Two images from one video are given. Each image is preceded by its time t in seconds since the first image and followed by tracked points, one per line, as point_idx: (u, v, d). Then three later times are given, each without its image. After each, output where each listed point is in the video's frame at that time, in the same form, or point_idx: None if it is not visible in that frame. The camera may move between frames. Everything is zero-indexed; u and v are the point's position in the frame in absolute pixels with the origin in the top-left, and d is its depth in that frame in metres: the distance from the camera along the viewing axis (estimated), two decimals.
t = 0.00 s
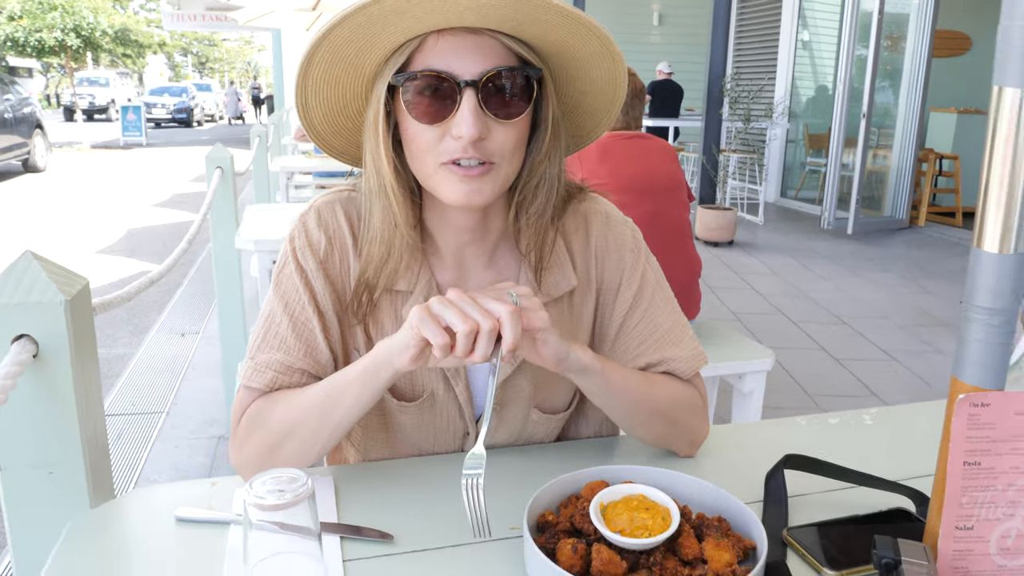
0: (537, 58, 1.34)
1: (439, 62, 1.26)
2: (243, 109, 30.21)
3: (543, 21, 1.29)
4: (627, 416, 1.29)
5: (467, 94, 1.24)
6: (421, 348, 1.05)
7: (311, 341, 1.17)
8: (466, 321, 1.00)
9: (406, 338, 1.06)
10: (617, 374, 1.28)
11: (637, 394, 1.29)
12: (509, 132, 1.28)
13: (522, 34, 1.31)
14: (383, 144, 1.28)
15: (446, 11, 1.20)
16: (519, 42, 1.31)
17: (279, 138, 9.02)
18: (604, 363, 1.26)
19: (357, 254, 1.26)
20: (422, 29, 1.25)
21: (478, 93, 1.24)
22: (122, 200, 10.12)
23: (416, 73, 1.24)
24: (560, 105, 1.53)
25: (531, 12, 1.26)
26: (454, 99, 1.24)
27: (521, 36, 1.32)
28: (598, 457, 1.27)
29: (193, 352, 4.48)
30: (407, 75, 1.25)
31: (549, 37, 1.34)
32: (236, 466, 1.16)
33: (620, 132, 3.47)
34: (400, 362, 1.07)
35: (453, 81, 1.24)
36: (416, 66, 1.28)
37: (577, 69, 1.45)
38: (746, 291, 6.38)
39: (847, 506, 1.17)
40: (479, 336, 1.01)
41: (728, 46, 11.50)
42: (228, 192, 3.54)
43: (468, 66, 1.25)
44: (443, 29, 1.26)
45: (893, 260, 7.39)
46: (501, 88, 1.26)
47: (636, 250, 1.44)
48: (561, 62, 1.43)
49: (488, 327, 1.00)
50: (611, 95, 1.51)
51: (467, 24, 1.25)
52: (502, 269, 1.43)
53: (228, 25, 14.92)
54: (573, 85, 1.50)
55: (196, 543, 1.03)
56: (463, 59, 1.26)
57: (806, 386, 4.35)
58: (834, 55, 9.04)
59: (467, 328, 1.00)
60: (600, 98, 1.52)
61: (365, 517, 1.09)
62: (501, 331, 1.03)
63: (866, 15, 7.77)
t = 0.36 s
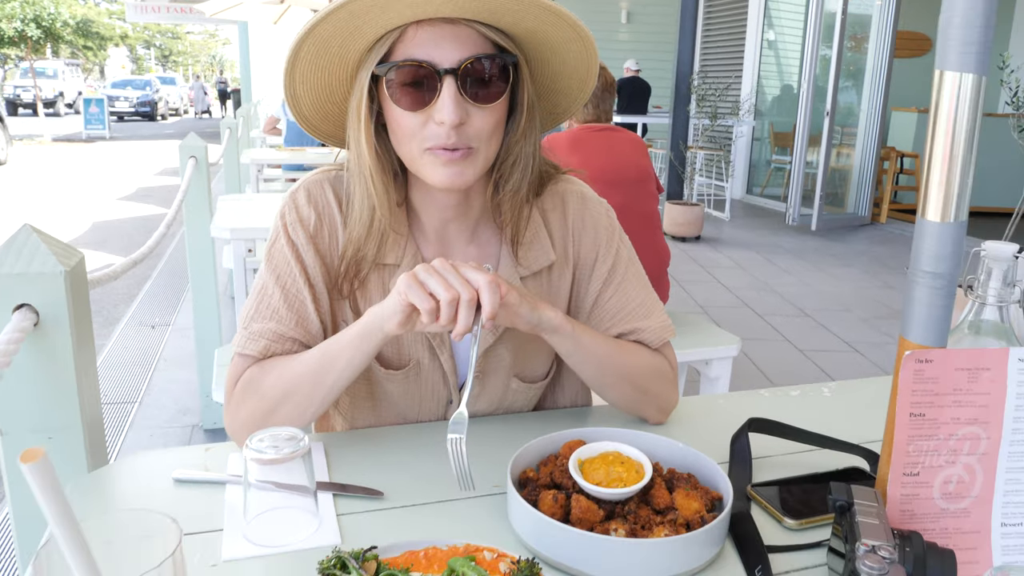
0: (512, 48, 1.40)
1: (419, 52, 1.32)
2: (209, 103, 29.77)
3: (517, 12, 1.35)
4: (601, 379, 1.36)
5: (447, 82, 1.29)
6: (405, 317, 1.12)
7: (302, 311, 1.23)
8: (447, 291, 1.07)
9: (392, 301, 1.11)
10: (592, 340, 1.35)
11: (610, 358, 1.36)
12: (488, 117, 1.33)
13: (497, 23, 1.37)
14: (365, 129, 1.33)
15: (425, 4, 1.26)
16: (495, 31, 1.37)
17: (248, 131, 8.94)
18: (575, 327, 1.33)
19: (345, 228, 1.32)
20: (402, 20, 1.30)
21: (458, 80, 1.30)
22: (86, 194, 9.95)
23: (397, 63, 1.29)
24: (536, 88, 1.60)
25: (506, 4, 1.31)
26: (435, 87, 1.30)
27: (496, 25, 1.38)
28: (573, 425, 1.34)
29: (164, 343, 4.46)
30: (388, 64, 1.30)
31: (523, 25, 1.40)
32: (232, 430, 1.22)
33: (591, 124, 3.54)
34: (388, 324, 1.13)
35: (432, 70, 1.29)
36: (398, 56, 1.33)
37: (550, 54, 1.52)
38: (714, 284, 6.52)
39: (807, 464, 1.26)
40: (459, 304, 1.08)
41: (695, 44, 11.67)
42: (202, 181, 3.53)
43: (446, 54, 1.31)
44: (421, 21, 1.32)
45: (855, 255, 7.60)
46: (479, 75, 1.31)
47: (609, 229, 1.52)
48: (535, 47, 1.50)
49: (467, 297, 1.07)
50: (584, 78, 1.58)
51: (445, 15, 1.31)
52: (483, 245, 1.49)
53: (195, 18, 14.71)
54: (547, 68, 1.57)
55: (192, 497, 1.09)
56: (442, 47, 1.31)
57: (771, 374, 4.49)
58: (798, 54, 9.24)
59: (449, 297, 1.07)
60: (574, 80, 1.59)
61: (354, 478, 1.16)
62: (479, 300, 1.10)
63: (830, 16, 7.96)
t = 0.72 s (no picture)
0: (534, 39, 1.45)
1: (445, 43, 1.37)
2: (206, 95, 29.71)
3: (540, 7, 1.40)
4: (610, 347, 1.43)
5: (472, 73, 1.36)
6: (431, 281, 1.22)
7: (326, 286, 1.34)
8: (469, 260, 1.15)
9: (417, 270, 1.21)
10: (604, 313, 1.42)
11: (618, 330, 1.42)
12: (509, 105, 1.40)
13: (520, 16, 1.42)
14: (392, 114, 1.42)
15: None
16: (517, 24, 1.42)
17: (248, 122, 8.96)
18: (586, 296, 1.40)
19: (366, 208, 1.43)
20: (429, 13, 1.35)
21: (481, 71, 1.36)
22: (87, 186, 9.97)
23: (423, 54, 1.35)
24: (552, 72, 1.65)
25: None
26: (460, 77, 1.36)
27: (518, 17, 1.43)
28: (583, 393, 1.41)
29: (171, 331, 4.52)
30: (415, 55, 1.36)
31: (543, 20, 1.45)
32: (257, 399, 1.33)
33: (593, 112, 3.60)
34: (411, 295, 1.23)
35: (457, 60, 1.35)
36: (424, 47, 1.38)
37: (568, 43, 1.56)
38: (713, 272, 6.58)
39: (807, 428, 1.33)
40: (480, 273, 1.16)
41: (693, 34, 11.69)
42: (210, 168, 3.62)
43: (471, 46, 1.36)
44: (449, 13, 1.36)
45: (852, 242, 7.67)
46: (501, 66, 1.37)
47: (618, 208, 1.58)
48: (553, 38, 1.54)
49: (487, 265, 1.15)
50: (598, 64, 1.63)
51: (470, 8, 1.35)
52: (497, 223, 1.56)
53: (192, 9, 14.69)
54: (564, 56, 1.62)
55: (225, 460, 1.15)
56: (468, 39, 1.36)
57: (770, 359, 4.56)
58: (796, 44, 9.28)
59: (469, 267, 1.15)
60: (590, 66, 1.64)
61: (378, 441, 1.23)
62: (499, 268, 1.19)
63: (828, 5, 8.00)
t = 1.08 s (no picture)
0: (530, 49, 1.51)
1: (444, 51, 1.42)
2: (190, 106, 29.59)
3: (536, 19, 1.45)
4: (605, 341, 1.51)
5: (469, 79, 1.40)
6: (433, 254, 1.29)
7: (323, 285, 1.40)
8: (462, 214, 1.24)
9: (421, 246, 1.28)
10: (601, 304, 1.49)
11: (616, 318, 1.51)
12: (504, 111, 1.45)
13: (518, 26, 1.47)
14: (392, 116, 1.48)
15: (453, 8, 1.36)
16: (515, 34, 1.48)
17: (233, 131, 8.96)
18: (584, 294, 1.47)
19: (366, 208, 1.50)
20: (430, 21, 1.41)
21: (478, 78, 1.41)
22: (69, 195, 9.91)
23: (422, 61, 1.40)
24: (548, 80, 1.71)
25: (526, 12, 1.42)
26: (457, 83, 1.40)
27: (516, 28, 1.49)
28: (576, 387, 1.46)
29: (159, 338, 4.52)
30: (415, 62, 1.41)
31: (539, 30, 1.51)
32: (256, 394, 1.39)
33: (581, 119, 3.64)
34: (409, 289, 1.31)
35: (455, 66, 1.40)
36: (423, 54, 1.44)
37: (564, 53, 1.62)
38: (697, 280, 6.66)
39: (790, 421, 1.38)
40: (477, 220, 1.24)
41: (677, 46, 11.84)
42: (200, 175, 3.64)
43: (468, 54, 1.41)
44: (449, 22, 1.42)
45: (834, 250, 7.79)
46: (497, 73, 1.42)
47: (607, 209, 1.67)
48: (549, 48, 1.60)
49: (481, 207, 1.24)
50: (592, 74, 1.69)
51: (469, 18, 1.41)
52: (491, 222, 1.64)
53: (177, 19, 14.68)
54: (559, 65, 1.66)
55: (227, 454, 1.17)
56: (465, 47, 1.42)
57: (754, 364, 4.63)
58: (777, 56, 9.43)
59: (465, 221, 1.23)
60: (584, 75, 1.70)
61: (376, 435, 1.27)
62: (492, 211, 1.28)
63: (808, 18, 8.15)
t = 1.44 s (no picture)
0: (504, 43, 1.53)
1: (419, 45, 1.44)
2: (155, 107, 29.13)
3: (511, 17, 1.48)
4: (573, 335, 1.54)
5: (444, 74, 1.42)
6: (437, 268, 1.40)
7: (304, 276, 1.46)
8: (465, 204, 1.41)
9: (432, 247, 1.38)
10: (569, 296, 1.53)
11: (585, 311, 1.53)
12: (480, 104, 1.48)
13: (492, 22, 1.50)
14: (369, 109, 1.51)
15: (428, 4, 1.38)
16: (490, 30, 1.50)
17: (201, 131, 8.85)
18: (545, 292, 1.50)
19: (342, 201, 1.55)
20: (406, 16, 1.43)
21: (453, 72, 1.43)
22: (32, 197, 9.71)
23: (398, 54, 1.42)
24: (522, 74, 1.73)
25: (501, 8, 1.44)
26: (432, 76, 1.42)
27: (491, 24, 1.51)
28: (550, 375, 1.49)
29: (127, 339, 4.46)
30: (391, 55, 1.43)
31: (513, 27, 1.53)
32: (233, 383, 1.43)
33: (552, 118, 3.69)
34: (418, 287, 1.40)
35: (431, 60, 1.42)
36: (400, 48, 1.46)
37: (538, 49, 1.64)
38: (667, 276, 6.73)
39: (757, 404, 1.42)
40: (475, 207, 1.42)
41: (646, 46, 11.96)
42: (170, 174, 3.60)
43: (444, 49, 1.44)
44: (424, 17, 1.44)
45: (801, 247, 7.93)
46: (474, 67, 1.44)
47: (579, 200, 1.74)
48: (525, 44, 1.62)
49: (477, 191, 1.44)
50: (566, 69, 1.72)
51: (445, 14, 1.43)
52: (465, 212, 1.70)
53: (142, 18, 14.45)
54: (533, 60, 1.69)
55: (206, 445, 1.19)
56: (441, 42, 1.44)
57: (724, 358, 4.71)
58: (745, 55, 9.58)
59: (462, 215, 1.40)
60: (558, 69, 1.72)
61: (354, 423, 1.28)
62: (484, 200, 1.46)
63: (775, 18, 8.29)
